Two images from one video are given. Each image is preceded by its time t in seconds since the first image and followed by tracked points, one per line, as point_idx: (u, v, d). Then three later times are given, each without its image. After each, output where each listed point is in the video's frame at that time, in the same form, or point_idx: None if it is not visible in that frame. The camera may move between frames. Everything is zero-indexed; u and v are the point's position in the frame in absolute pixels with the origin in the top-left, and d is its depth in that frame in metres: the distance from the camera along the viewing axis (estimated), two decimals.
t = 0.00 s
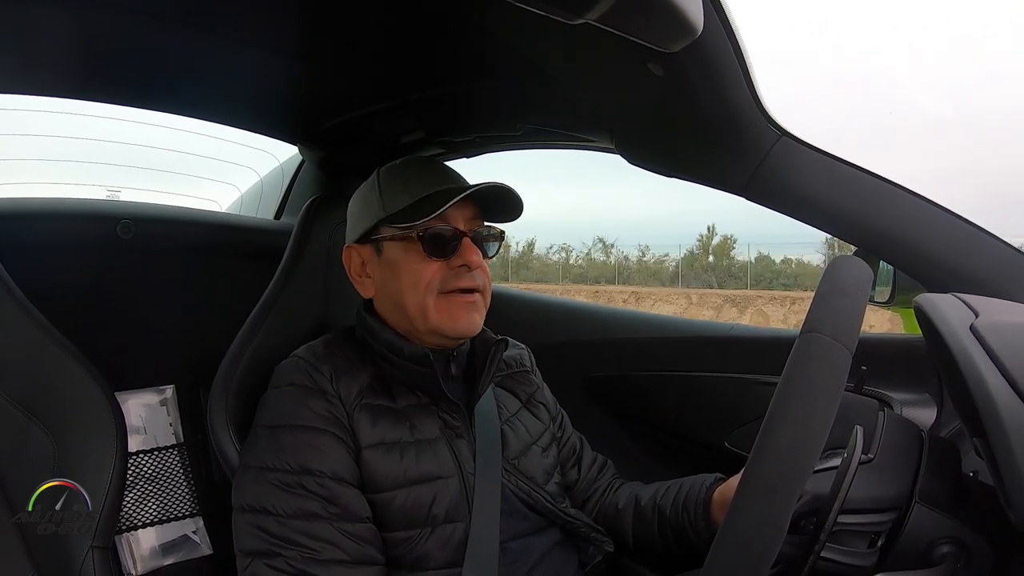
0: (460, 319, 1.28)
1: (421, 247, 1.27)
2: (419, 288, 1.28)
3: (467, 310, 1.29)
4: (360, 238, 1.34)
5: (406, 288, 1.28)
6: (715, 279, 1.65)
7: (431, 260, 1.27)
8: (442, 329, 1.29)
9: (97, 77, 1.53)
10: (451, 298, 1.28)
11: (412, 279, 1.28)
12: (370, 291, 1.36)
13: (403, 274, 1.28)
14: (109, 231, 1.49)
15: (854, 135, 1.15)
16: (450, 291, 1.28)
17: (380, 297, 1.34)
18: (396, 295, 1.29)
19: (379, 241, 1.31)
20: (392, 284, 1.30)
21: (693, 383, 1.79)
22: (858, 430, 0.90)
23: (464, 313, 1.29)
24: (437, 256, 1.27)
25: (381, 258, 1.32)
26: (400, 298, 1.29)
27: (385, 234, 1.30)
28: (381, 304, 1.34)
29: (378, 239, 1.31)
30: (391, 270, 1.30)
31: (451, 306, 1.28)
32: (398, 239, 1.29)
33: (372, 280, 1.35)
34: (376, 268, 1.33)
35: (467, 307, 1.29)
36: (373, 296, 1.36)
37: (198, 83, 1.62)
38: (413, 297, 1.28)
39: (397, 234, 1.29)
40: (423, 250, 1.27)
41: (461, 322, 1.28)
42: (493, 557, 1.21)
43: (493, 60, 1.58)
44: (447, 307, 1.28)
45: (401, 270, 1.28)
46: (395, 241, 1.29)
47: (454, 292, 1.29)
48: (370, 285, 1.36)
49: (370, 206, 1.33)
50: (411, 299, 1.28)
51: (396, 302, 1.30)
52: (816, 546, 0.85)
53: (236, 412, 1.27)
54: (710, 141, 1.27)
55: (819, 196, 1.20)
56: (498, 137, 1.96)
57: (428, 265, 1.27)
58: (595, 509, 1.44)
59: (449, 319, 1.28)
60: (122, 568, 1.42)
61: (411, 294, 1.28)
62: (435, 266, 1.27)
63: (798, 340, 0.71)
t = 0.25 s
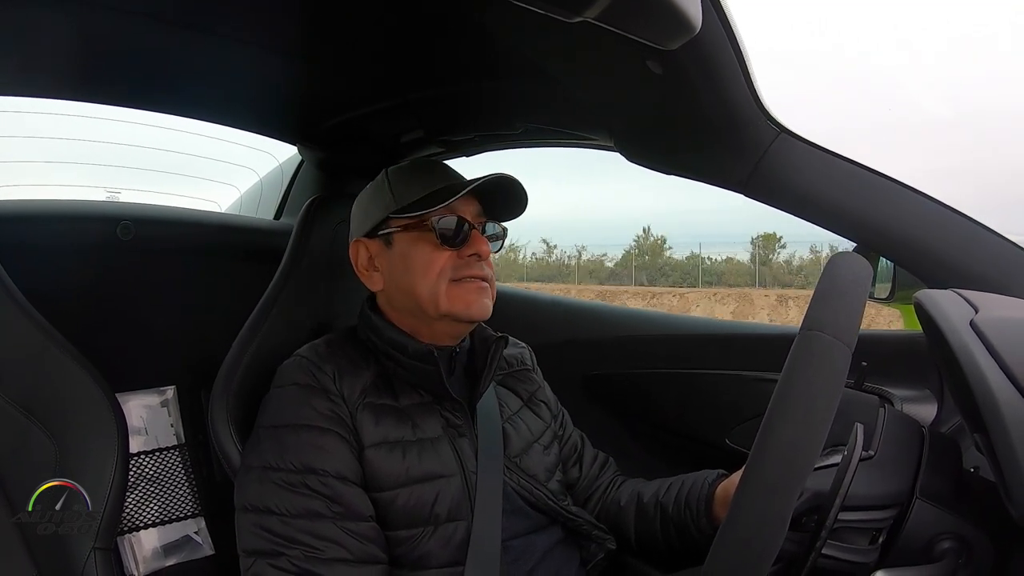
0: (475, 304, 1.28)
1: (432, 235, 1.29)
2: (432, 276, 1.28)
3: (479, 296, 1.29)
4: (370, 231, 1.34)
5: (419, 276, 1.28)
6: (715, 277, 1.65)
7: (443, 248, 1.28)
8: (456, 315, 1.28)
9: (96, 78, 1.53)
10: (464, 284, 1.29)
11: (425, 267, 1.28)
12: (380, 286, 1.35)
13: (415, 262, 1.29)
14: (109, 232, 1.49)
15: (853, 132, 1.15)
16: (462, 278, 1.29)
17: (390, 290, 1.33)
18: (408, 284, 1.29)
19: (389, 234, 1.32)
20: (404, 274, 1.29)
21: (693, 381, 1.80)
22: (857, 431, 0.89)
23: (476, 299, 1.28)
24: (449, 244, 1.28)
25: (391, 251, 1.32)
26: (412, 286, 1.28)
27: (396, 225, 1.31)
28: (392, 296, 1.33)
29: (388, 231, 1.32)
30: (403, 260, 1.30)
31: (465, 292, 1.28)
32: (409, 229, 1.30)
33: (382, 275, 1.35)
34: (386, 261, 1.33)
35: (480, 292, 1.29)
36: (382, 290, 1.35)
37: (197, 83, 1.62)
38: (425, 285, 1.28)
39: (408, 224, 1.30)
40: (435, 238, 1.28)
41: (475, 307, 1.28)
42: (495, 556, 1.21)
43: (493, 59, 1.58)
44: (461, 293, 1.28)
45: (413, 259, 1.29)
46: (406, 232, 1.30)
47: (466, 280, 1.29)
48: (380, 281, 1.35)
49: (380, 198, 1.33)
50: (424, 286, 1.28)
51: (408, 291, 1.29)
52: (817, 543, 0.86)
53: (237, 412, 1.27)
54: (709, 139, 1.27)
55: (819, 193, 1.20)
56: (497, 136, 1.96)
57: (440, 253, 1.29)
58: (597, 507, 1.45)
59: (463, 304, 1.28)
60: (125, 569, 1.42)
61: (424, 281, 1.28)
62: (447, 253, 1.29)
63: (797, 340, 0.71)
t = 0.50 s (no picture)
0: (484, 302, 1.28)
1: (443, 233, 1.29)
2: (442, 274, 1.28)
3: (489, 294, 1.29)
4: (379, 229, 1.34)
5: (429, 273, 1.28)
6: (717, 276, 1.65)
7: (454, 246, 1.29)
8: (465, 313, 1.29)
9: (97, 78, 1.53)
10: (473, 283, 1.29)
11: (435, 265, 1.29)
12: (389, 283, 1.36)
13: (426, 260, 1.29)
14: (110, 233, 1.49)
15: (855, 131, 1.15)
16: (472, 276, 1.29)
17: (400, 287, 1.33)
18: (418, 282, 1.29)
19: (399, 231, 1.32)
20: (415, 271, 1.30)
21: (695, 380, 1.80)
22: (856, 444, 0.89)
23: (486, 296, 1.29)
24: (460, 242, 1.28)
25: (401, 248, 1.32)
26: (422, 283, 1.29)
27: (407, 223, 1.31)
28: (402, 293, 1.33)
29: (398, 229, 1.32)
30: (413, 257, 1.30)
31: (474, 290, 1.28)
32: (420, 227, 1.30)
33: (391, 272, 1.35)
34: (395, 258, 1.33)
35: (489, 291, 1.29)
36: (391, 288, 1.35)
37: (199, 82, 1.62)
38: (436, 282, 1.28)
39: (419, 221, 1.30)
40: (446, 236, 1.29)
41: (485, 305, 1.28)
42: (498, 555, 1.21)
43: (495, 59, 1.58)
44: (470, 291, 1.28)
45: (423, 257, 1.29)
46: (417, 230, 1.31)
47: (477, 278, 1.30)
48: (388, 277, 1.35)
49: (388, 197, 1.34)
50: (434, 284, 1.28)
51: (418, 289, 1.30)
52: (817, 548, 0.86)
53: (240, 411, 1.27)
54: (711, 138, 1.27)
55: (821, 191, 1.20)
56: (499, 136, 1.96)
57: (451, 251, 1.29)
58: (604, 502, 1.45)
59: (472, 302, 1.28)
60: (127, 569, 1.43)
61: (434, 279, 1.28)
62: (458, 251, 1.29)
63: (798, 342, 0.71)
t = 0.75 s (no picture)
0: (480, 329, 1.29)
1: (454, 252, 1.28)
2: (445, 292, 1.28)
3: (487, 320, 1.30)
4: (393, 229, 1.32)
5: (432, 288, 1.29)
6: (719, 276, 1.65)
7: (462, 268, 1.28)
8: (459, 334, 1.30)
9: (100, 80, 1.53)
10: (474, 307, 1.29)
11: (441, 281, 1.28)
12: (394, 284, 1.36)
13: (431, 276, 1.29)
14: (112, 234, 1.49)
15: (856, 130, 1.15)
16: (474, 299, 1.29)
17: (403, 292, 1.34)
18: (421, 293, 1.30)
19: (412, 239, 1.31)
20: (418, 283, 1.30)
21: (697, 380, 1.80)
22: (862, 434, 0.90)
23: (484, 323, 1.29)
24: (468, 267, 1.27)
25: (410, 256, 1.31)
26: (424, 296, 1.29)
27: (421, 232, 1.30)
28: (404, 299, 1.34)
29: (412, 234, 1.30)
30: (419, 269, 1.30)
31: (473, 315, 1.29)
32: (432, 240, 1.29)
33: (398, 274, 1.35)
34: (403, 263, 1.33)
35: (487, 318, 1.30)
36: (395, 289, 1.36)
37: (200, 83, 1.62)
38: (438, 297, 1.28)
39: (433, 236, 1.29)
40: (456, 257, 1.28)
41: (481, 332, 1.29)
42: (500, 556, 1.21)
43: (495, 59, 1.58)
44: (468, 315, 1.29)
45: (430, 270, 1.29)
46: (428, 243, 1.29)
47: (479, 301, 1.30)
48: (394, 278, 1.35)
49: (408, 199, 1.31)
50: (436, 299, 1.28)
51: (420, 300, 1.30)
52: (823, 544, 0.87)
53: (242, 412, 1.27)
54: (713, 138, 1.27)
55: (823, 191, 1.20)
56: (501, 137, 1.96)
57: (459, 272, 1.28)
58: (604, 505, 1.44)
59: (470, 326, 1.29)
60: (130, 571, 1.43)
61: (438, 294, 1.28)
62: (466, 272, 1.28)
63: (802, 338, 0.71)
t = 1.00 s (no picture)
0: (477, 343, 1.30)
1: (456, 265, 1.27)
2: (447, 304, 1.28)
3: (485, 334, 1.30)
4: (402, 233, 1.32)
5: (434, 299, 1.29)
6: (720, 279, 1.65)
7: (464, 282, 1.27)
8: (457, 346, 1.30)
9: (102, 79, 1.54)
10: (474, 321, 1.29)
11: (443, 292, 1.28)
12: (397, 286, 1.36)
13: (434, 286, 1.29)
14: (112, 234, 1.49)
15: (857, 134, 1.16)
16: (475, 313, 1.29)
17: (405, 296, 1.34)
18: (421, 301, 1.30)
19: (419, 246, 1.30)
20: (420, 291, 1.30)
21: (698, 383, 1.80)
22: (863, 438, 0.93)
23: (481, 338, 1.30)
24: (471, 282, 1.27)
25: (416, 262, 1.31)
26: (426, 305, 1.30)
27: (426, 241, 1.29)
28: (405, 303, 1.35)
29: (419, 241, 1.30)
30: (422, 277, 1.30)
31: (472, 329, 1.29)
32: (436, 251, 1.28)
33: (403, 277, 1.35)
34: (407, 268, 1.33)
35: (486, 333, 1.30)
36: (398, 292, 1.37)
37: (202, 84, 1.62)
38: (439, 307, 1.29)
39: (439, 247, 1.28)
40: (460, 271, 1.27)
41: (477, 346, 1.30)
42: (499, 558, 1.20)
43: (496, 61, 1.58)
44: (467, 328, 1.29)
45: (432, 280, 1.29)
46: (434, 254, 1.28)
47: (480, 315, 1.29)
48: (399, 281, 1.36)
49: (418, 205, 1.31)
50: (437, 310, 1.29)
51: (420, 308, 1.31)
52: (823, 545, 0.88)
53: (242, 413, 1.27)
54: (714, 142, 1.28)
55: (823, 194, 1.20)
56: (502, 139, 1.97)
57: (462, 285, 1.28)
58: (603, 508, 1.44)
59: (466, 339, 1.29)
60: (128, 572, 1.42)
61: (438, 304, 1.28)
62: (468, 287, 1.27)
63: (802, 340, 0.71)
